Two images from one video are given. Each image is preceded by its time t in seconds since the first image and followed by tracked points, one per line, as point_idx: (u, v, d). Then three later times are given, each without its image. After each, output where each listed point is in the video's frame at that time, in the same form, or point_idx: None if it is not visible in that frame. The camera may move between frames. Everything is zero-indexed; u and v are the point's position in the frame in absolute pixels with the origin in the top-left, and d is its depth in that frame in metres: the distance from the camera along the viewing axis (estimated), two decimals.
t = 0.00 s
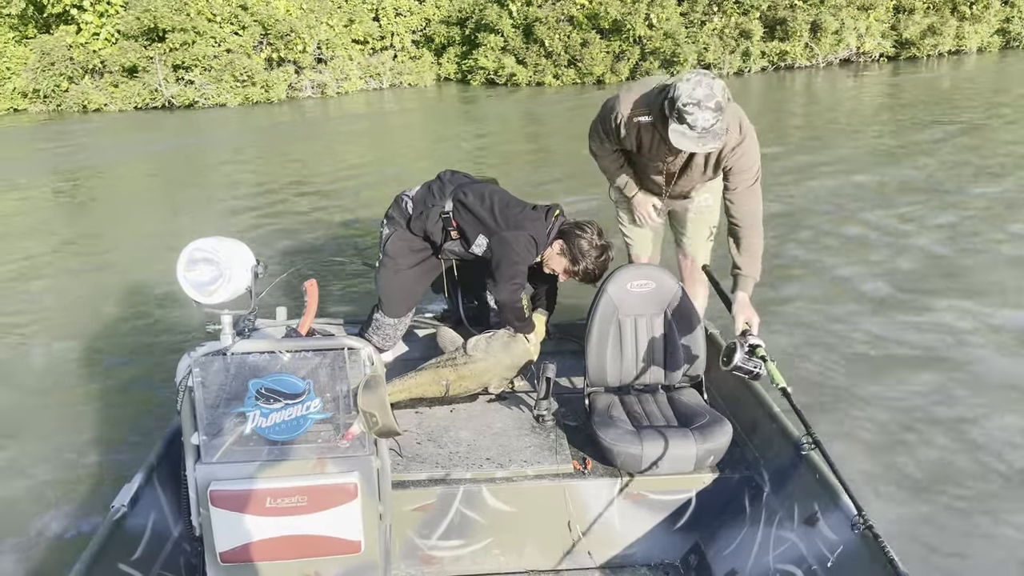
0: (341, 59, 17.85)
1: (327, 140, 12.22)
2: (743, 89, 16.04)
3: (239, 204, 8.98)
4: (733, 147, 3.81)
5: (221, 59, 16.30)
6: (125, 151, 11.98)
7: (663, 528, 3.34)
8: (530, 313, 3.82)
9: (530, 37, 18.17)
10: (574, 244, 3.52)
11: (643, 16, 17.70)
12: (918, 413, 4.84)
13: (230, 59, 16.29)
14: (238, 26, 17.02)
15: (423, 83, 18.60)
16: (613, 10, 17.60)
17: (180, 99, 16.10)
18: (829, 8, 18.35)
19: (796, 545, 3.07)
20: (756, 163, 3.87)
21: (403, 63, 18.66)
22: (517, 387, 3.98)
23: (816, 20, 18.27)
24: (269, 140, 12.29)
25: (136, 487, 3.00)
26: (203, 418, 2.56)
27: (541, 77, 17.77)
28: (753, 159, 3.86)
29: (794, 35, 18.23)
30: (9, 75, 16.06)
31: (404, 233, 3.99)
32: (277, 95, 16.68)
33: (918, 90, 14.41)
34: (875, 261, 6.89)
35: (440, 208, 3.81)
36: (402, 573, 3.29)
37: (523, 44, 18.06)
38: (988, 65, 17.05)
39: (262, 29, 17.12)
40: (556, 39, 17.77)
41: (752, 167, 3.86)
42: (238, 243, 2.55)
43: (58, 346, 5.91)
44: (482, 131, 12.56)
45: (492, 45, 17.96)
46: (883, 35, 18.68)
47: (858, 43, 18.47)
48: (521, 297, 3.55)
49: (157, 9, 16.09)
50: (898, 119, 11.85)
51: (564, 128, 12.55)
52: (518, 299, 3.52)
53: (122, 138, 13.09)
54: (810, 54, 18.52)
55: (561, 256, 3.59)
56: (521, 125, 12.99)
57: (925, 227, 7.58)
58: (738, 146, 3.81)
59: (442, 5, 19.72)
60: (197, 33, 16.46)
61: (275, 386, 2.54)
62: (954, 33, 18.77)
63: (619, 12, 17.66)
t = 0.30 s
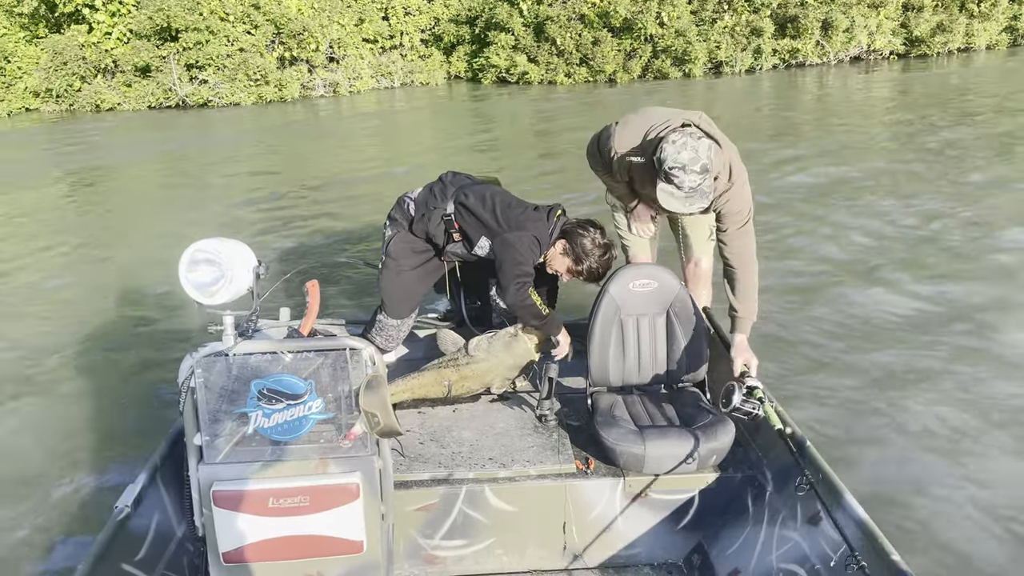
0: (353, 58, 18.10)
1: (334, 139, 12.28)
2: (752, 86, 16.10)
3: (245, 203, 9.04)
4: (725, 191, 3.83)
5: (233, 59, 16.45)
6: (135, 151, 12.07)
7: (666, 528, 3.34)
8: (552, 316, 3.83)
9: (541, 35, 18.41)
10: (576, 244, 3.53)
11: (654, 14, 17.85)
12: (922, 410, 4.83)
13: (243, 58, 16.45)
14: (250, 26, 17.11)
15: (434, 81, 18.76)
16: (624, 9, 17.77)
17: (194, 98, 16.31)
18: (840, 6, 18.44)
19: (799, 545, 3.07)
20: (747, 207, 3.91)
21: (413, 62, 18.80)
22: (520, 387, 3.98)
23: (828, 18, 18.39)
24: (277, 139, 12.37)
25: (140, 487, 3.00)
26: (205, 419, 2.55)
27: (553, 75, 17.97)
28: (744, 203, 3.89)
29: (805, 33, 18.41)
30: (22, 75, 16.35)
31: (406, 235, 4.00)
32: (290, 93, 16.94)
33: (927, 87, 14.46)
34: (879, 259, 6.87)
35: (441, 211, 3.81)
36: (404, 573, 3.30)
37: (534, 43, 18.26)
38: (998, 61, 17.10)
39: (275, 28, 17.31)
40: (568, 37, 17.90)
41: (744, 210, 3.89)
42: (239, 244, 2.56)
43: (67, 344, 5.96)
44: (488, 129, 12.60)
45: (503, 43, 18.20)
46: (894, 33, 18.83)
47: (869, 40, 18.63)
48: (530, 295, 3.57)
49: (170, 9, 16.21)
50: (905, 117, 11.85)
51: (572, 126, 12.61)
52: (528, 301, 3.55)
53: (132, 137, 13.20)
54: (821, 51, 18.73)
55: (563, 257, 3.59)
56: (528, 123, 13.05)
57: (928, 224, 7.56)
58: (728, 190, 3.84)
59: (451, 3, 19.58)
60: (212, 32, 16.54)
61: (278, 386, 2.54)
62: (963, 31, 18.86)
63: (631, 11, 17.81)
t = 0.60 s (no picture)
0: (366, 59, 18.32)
1: (343, 140, 12.33)
2: (761, 86, 16.21)
3: (254, 203, 9.07)
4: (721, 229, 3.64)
5: (249, 59, 16.61)
6: (145, 150, 12.13)
7: (672, 529, 3.35)
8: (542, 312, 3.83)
9: (555, 35, 18.77)
10: (583, 245, 3.54)
11: (666, 14, 18.36)
12: (928, 408, 4.83)
13: (258, 58, 16.64)
14: (264, 26, 17.21)
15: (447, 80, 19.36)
16: (635, 10, 18.28)
17: (210, 98, 16.55)
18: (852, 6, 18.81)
19: (806, 547, 3.06)
20: (752, 240, 3.67)
21: (425, 63, 19.24)
22: (525, 388, 3.99)
23: (840, 18, 18.76)
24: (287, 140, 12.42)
25: (147, 488, 3.01)
26: (216, 418, 2.56)
27: (567, 75, 18.40)
28: (747, 237, 3.66)
29: (817, 33, 18.81)
30: (36, 75, 16.34)
31: (412, 237, 4.01)
32: (305, 94, 17.25)
33: (935, 85, 14.65)
34: (886, 260, 6.86)
35: (447, 212, 3.82)
36: (411, 574, 3.31)
37: (547, 43, 18.66)
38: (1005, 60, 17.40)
39: (289, 27, 17.38)
40: (581, 37, 18.38)
41: (745, 245, 3.64)
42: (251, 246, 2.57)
43: (76, 343, 5.97)
44: (497, 130, 12.64)
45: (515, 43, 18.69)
46: (905, 33, 19.22)
47: (881, 40, 19.01)
48: (529, 295, 3.57)
49: (184, 9, 16.21)
50: (913, 117, 11.87)
51: (580, 126, 12.70)
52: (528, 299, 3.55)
53: (144, 137, 13.26)
54: (833, 51, 19.17)
55: (570, 257, 3.60)
56: (538, 123, 13.13)
57: (936, 225, 7.55)
58: (726, 228, 3.63)
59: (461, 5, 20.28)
60: (226, 31, 16.66)
61: (289, 386, 2.54)
62: (975, 31, 19.14)
63: (642, 12, 18.34)
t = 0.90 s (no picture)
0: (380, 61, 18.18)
1: (351, 141, 12.36)
2: (773, 87, 16.19)
3: (262, 203, 9.10)
4: (726, 246, 3.62)
5: (264, 59, 16.74)
6: (154, 151, 12.20)
7: (677, 532, 3.34)
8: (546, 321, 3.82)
9: (567, 37, 18.86)
10: (587, 247, 3.55)
11: (677, 15, 18.45)
12: (933, 409, 4.83)
13: (273, 60, 16.78)
14: (278, 27, 17.42)
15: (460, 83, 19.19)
16: (646, 12, 18.39)
17: (226, 98, 16.55)
18: (862, 8, 18.88)
19: (811, 549, 3.05)
20: (759, 255, 3.63)
21: (437, 64, 19.23)
22: (529, 390, 3.98)
23: (851, 20, 18.82)
24: (296, 140, 12.46)
25: (154, 490, 3.02)
26: (221, 421, 2.57)
27: (580, 76, 18.55)
28: (753, 253, 3.62)
29: (828, 34, 18.86)
30: (49, 76, 16.39)
31: (416, 240, 4.01)
32: (320, 94, 17.20)
33: (944, 86, 14.69)
34: (891, 261, 6.84)
35: (452, 215, 3.82)
36: None
37: (559, 44, 18.75)
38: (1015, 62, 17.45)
39: (303, 29, 17.54)
40: (593, 38, 18.49)
41: (751, 260, 3.61)
42: (258, 250, 2.58)
43: (86, 343, 6.00)
44: (505, 131, 12.65)
45: (528, 45, 18.78)
46: (915, 35, 19.31)
47: (891, 41, 19.10)
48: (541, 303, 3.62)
49: (199, 11, 16.58)
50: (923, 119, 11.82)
51: (587, 127, 12.74)
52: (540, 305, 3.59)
53: (156, 137, 13.36)
54: (845, 53, 19.21)
55: (574, 260, 3.61)
56: (545, 123, 13.17)
57: (944, 227, 7.49)
58: (730, 244, 3.61)
59: (470, 7, 20.41)
60: (241, 32, 16.89)
61: (294, 389, 2.55)
62: (983, 32, 19.33)
63: (653, 14, 18.41)
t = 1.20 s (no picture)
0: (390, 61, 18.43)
1: (357, 142, 12.40)
2: (781, 89, 16.20)
3: (266, 205, 9.13)
4: (724, 252, 3.61)
5: (276, 61, 16.92)
6: (162, 152, 12.28)
7: (677, 533, 3.34)
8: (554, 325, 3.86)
9: (576, 39, 18.93)
10: (588, 247, 3.56)
11: (686, 18, 18.50)
12: (933, 410, 4.82)
13: (285, 61, 16.98)
14: (290, 28, 17.40)
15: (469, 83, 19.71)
16: (655, 14, 18.47)
17: (238, 100, 16.74)
18: (870, 10, 18.90)
19: (812, 551, 3.05)
20: (759, 262, 3.61)
21: (445, 66, 19.59)
22: (529, 391, 3.98)
23: (860, 22, 18.83)
24: (302, 142, 12.53)
25: (155, 491, 3.03)
26: (222, 423, 2.57)
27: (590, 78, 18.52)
28: (753, 259, 3.60)
29: (837, 36, 18.86)
30: (59, 77, 16.57)
31: (416, 243, 4.01)
32: (332, 96, 17.42)
33: (951, 88, 14.71)
34: (894, 263, 6.82)
35: (451, 218, 3.83)
36: None
37: (568, 46, 18.83)
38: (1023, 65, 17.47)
39: (315, 30, 17.56)
40: (603, 40, 18.55)
41: (751, 266, 3.59)
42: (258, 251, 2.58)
43: (90, 342, 6.03)
44: (511, 132, 12.65)
45: (538, 47, 18.85)
46: (923, 38, 19.32)
47: (899, 44, 19.14)
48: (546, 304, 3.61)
49: (211, 13, 16.53)
50: (929, 121, 11.80)
51: (592, 128, 12.79)
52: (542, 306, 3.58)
53: (165, 138, 13.46)
54: (853, 55, 19.23)
55: (574, 260, 3.61)
56: (551, 125, 13.23)
57: (948, 229, 7.46)
58: (729, 251, 3.60)
59: (478, 9, 20.50)
60: (253, 34, 16.93)
61: (295, 390, 2.54)
62: (990, 35, 19.36)
63: (662, 16, 18.50)
